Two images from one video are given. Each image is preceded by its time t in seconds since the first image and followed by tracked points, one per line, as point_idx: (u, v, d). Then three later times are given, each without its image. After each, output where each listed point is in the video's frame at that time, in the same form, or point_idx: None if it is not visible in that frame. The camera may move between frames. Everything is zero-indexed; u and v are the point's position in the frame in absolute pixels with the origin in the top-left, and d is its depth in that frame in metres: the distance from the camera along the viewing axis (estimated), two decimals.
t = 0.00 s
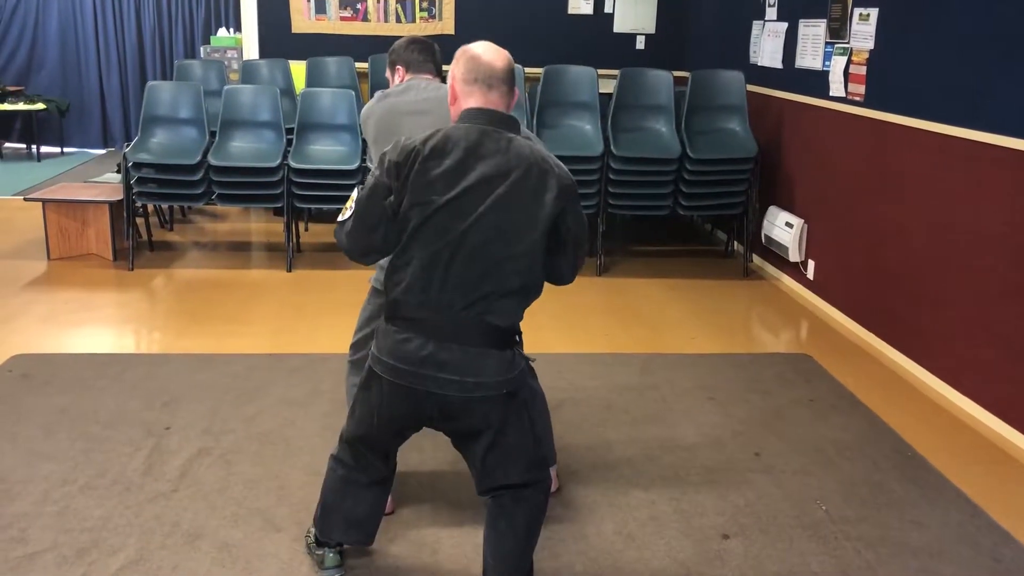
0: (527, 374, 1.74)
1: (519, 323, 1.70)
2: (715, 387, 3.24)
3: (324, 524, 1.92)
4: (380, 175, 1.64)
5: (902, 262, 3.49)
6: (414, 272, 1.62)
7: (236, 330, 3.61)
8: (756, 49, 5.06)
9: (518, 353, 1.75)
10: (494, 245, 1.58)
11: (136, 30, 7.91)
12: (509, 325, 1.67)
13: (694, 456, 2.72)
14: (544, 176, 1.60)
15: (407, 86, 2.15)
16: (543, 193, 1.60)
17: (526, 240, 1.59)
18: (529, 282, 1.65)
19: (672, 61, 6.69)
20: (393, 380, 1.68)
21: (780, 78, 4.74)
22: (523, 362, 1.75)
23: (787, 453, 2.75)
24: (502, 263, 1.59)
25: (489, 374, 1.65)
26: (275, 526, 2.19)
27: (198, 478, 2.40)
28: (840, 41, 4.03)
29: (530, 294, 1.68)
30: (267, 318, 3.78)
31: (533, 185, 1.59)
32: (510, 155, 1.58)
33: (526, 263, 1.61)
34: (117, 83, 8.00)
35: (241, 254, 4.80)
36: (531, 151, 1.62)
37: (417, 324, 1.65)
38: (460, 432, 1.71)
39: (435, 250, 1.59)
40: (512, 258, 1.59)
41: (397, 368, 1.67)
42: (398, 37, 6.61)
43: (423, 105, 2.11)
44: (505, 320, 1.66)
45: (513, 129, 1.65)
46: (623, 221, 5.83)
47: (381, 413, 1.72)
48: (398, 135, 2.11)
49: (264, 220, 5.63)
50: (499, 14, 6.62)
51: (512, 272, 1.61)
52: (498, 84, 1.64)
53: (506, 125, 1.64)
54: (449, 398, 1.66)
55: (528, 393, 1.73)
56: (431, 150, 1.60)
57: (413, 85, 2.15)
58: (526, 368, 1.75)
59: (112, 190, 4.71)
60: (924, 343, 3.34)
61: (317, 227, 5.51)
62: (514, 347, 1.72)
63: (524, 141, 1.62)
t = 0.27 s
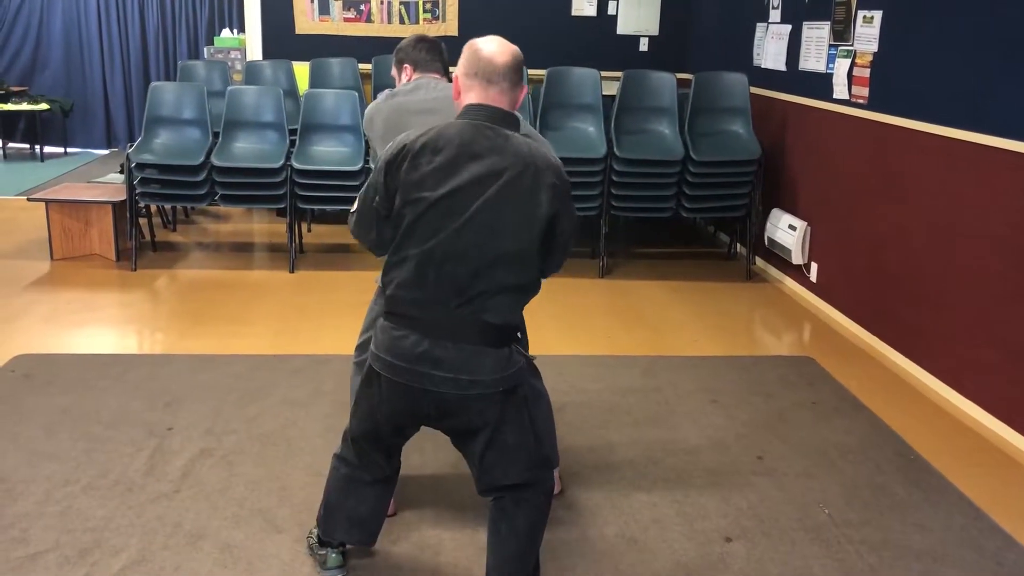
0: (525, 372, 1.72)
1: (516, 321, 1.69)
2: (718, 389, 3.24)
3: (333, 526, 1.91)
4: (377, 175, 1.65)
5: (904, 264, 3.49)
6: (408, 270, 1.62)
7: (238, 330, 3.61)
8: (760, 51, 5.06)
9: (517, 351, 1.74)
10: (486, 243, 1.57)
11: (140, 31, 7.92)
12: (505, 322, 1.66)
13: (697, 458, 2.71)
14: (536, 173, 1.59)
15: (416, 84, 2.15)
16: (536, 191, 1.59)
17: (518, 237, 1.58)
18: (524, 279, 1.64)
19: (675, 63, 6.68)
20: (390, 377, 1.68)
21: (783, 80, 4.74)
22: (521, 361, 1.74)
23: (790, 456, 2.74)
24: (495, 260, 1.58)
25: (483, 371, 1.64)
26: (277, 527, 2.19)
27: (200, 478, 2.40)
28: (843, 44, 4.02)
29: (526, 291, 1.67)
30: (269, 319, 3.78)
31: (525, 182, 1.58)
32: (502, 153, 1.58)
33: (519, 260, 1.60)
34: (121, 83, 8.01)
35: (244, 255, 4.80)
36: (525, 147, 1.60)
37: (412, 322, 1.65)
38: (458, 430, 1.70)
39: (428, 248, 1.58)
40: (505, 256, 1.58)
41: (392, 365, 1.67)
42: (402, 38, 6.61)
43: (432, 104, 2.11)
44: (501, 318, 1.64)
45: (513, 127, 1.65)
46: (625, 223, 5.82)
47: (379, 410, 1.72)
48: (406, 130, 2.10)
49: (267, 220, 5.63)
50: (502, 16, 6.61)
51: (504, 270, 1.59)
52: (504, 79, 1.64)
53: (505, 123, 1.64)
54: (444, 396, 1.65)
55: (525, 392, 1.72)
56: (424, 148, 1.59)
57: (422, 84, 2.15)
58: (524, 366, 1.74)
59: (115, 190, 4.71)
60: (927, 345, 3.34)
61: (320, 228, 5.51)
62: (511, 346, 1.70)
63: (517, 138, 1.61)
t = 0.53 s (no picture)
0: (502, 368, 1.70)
1: (490, 315, 1.67)
2: (721, 390, 3.23)
3: (328, 527, 1.90)
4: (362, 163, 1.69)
5: (908, 265, 3.48)
6: (379, 255, 1.63)
7: (240, 331, 3.61)
8: (763, 52, 5.05)
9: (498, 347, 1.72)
10: (451, 231, 1.56)
11: (143, 31, 7.93)
12: (477, 315, 1.64)
13: (699, 459, 2.71)
14: (507, 165, 1.57)
15: (421, 83, 2.15)
16: (504, 182, 1.57)
17: (484, 228, 1.57)
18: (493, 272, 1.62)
19: (678, 63, 6.68)
20: (365, 365, 1.69)
21: (786, 81, 4.73)
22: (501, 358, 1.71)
23: (792, 458, 2.73)
24: (460, 249, 1.57)
25: (451, 362, 1.63)
26: (278, 527, 2.18)
27: (201, 479, 2.39)
28: (847, 44, 4.01)
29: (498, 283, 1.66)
30: (271, 319, 3.77)
31: (493, 173, 1.56)
32: (474, 142, 1.57)
33: (485, 251, 1.59)
34: (123, 83, 8.01)
35: (246, 255, 4.80)
36: (498, 137, 1.59)
37: (385, 309, 1.66)
38: (431, 423, 1.70)
39: (396, 234, 1.59)
40: (470, 245, 1.57)
41: (366, 352, 1.68)
42: (404, 38, 6.61)
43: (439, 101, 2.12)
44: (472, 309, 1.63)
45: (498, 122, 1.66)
46: (628, 223, 5.82)
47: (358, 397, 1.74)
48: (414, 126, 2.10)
49: (269, 221, 5.63)
50: (505, 16, 6.61)
51: (468, 258, 1.58)
52: (499, 73, 1.67)
53: (487, 115, 1.64)
54: (413, 385, 1.65)
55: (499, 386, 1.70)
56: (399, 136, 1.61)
57: (427, 83, 2.15)
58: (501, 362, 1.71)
59: (118, 190, 4.71)
60: (930, 346, 3.33)
61: (322, 228, 5.51)
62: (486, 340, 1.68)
63: (492, 130, 1.60)
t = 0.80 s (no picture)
0: (454, 350, 1.68)
1: (437, 294, 1.64)
2: (724, 389, 3.23)
3: (322, 524, 1.89)
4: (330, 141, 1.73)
5: (914, 262, 3.45)
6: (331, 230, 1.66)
7: (242, 329, 3.61)
8: (765, 49, 5.03)
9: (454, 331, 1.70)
10: (384, 204, 1.56)
11: (145, 30, 7.92)
12: (421, 293, 1.62)
13: (702, 458, 2.70)
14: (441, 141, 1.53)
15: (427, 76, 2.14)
16: (437, 158, 1.53)
17: (418, 202, 1.55)
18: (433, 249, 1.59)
19: (680, 61, 6.67)
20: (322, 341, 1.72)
21: (789, 78, 4.72)
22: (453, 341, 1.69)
23: (796, 457, 2.73)
24: (393, 224, 1.56)
25: (393, 338, 1.63)
26: (280, 526, 2.18)
27: (204, 477, 2.39)
28: (850, 42, 4.00)
29: (443, 262, 1.63)
30: (273, 317, 3.77)
31: (426, 148, 1.53)
32: (413, 117, 1.55)
33: (421, 228, 1.57)
34: (125, 81, 8.00)
35: (248, 253, 4.80)
36: (438, 112, 1.56)
37: (338, 285, 1.68)
38: (382, 401, 1.70)
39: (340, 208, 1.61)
40: (403, 220, 1.55)
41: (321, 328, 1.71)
42: (407, 36, 6.60)
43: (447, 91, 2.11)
44: (415, 286, 1.62)
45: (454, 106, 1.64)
46: (630, 222, 5.81)
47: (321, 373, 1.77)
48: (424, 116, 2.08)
49: (271, 219, 5.63)
50: (507, 14, 6.60)
51: (402, 233, 1.57)
52: (454, 57, 1.64)
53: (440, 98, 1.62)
54: (356, 359, 1.66)
55: (448, 370, 1.68)
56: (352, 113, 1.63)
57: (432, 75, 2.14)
58: (452, 345, 1.69)
59: (120, 189, 4.71)
60: (933, 345, 3.32)
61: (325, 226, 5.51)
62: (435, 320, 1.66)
63: (436, 107, 1.57)
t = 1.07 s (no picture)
0: (451, 354, 1.68)
1: (432, 297, 1.63)
2: (727, 385, 3.22)
3: (327, 522, 1.90)
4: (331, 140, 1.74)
5: (918, 260, 3.44)
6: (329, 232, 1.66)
7: (246, 326, 3.61)
8: (768, 45, 5.02)
9: (451, 334, 1.70)
10: (378, 211, 1.54)
11: (147, 26, 7.91)
12: (416, 297, 1.62)
13: (704, 455, 2.70)
14: (434, 147, 1.51)
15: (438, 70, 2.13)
16: (425, 159, 1.51)
17: (413, 209, 1.54)
18: (426, 253, 1.58)
19: (684, 57, 6.65)
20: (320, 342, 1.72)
21: (792, 74, 4.70)
22: (451, 344, 1.69)
23: (798, 453, 2.72)
24: (384, 227, 1.55)
25: (388, 341, 1.63)
26: (283, 523, 2.18)
27: (206, 474, 2.39)
28: (853, 37, 3.99)
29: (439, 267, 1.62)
30: (277, 314, 3.77)
31: (420, 153, 1.51)
32: (405, 118, 1.54)
33: (416, 234, 1.56)
34: (128, 78, 8.00)
35: (251, 250, 4.80)
36: (429, 113, 1.54)
37: (336, 288, 1.69)
38: (381, 403, 1.71)
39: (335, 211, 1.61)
40: (395, 224, 1.54)
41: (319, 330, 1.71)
42: (409, 32, 6.59)
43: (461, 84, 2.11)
44: (410, 290, 1.61)
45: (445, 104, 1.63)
46: (634, 218, 5.80)
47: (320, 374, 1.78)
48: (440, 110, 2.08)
49: (275, 216, 5.63)
50: (510, 10, 6.58)
51: (394, 237, 1.56)
52: (442, 50, 1.63)
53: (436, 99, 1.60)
54: (354, 362, 1.66)
55: (445, 372, 1.68)
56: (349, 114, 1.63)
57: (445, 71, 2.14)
58: (450, 349, 1.68)
59: (123, 185, 4.71)
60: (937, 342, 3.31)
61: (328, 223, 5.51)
62: (433, 324, 1.65)
63: (430, 110, 1.55)
